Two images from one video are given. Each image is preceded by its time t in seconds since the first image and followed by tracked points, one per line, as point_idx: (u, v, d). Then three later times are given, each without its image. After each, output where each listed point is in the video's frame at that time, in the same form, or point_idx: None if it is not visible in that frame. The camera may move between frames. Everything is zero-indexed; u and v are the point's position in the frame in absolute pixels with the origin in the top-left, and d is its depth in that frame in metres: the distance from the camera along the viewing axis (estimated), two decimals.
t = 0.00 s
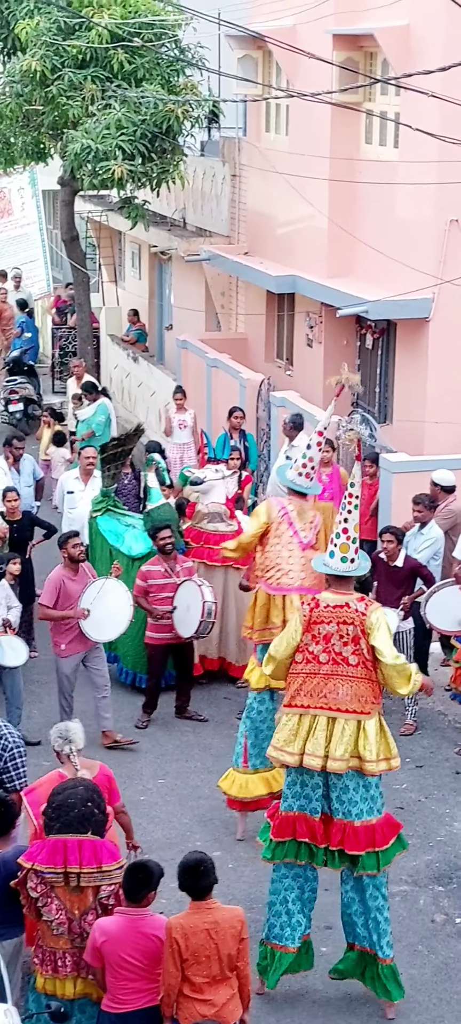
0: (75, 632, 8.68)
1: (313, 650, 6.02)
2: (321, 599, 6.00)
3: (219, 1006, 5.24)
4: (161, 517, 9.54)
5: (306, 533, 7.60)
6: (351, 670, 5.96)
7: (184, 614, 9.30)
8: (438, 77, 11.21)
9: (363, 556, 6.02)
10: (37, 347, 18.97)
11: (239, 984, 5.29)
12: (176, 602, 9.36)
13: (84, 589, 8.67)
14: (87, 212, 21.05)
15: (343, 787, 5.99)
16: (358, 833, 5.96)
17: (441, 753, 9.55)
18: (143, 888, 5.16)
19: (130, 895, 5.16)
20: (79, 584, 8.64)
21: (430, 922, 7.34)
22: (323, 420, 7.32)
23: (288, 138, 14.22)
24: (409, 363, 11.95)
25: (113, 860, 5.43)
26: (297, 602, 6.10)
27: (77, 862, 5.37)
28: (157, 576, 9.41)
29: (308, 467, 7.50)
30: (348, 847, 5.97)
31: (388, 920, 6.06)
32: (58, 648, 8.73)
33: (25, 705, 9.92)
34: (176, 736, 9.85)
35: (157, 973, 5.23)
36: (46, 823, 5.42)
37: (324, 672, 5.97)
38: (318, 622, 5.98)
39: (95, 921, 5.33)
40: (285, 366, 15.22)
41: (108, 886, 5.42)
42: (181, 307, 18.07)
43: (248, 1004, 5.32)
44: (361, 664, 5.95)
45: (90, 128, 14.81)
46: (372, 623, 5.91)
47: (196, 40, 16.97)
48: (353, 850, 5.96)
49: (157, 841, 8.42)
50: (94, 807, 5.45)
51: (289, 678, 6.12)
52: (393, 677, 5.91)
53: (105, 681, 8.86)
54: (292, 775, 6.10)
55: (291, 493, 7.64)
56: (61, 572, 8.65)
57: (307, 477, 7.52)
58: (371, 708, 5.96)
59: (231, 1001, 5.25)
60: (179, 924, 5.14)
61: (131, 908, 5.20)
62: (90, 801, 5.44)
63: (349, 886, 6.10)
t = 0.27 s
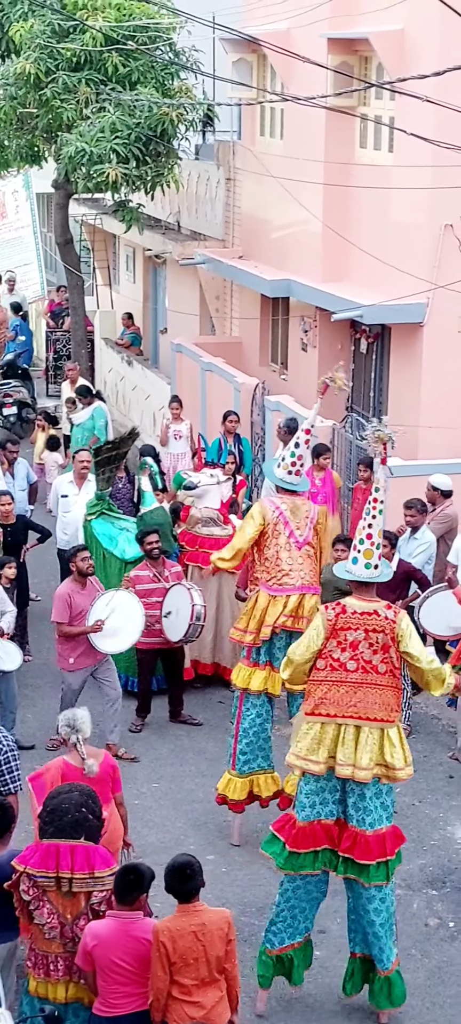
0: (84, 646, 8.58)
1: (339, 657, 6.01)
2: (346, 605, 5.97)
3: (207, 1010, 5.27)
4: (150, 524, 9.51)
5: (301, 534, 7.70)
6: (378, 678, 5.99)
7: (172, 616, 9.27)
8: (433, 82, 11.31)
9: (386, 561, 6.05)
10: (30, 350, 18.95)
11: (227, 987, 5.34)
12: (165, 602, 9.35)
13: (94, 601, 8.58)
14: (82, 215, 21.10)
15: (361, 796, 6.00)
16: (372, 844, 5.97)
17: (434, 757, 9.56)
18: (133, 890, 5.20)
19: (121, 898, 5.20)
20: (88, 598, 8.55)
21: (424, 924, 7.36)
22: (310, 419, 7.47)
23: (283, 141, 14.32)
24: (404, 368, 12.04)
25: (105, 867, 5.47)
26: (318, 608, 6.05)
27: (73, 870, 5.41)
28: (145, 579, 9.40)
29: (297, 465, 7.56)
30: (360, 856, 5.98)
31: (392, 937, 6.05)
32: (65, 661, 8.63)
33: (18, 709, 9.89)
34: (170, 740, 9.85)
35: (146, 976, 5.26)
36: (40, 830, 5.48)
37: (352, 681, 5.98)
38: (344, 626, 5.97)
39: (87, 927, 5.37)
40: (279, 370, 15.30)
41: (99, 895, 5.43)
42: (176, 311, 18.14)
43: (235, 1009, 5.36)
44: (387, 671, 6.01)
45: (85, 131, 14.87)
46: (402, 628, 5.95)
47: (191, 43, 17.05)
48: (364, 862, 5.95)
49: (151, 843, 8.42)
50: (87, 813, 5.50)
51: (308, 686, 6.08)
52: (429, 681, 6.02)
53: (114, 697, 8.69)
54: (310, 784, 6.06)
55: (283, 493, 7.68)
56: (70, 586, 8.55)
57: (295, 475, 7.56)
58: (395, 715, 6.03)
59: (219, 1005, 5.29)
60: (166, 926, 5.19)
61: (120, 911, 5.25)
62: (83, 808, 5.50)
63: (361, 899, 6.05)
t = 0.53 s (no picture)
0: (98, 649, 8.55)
1: (350, 666, 5.94)
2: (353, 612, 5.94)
3: (192, 1006, 5.27)
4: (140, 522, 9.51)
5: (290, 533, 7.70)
6: (389, 686, 5.98)
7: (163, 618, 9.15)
8: (427, 80, 11.61)
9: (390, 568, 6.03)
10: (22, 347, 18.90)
11: (212, 984, 5.34)
12: (155, 603, 9.19)
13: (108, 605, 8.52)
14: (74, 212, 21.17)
15: (375, 805, 6.00)
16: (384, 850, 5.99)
17: (425, 756, 9.58)
18: (124, 889, 5.14)
19: (111, 896, 5.15)
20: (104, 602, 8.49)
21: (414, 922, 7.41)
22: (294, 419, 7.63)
23: (276, 141, 14.50)
24: (395, 367, 12.43)
25: (96, 868, 5.48)
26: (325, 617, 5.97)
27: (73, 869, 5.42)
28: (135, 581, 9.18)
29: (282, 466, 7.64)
30: (374, 863, 6.00)
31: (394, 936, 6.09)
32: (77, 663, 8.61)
33: (9, 708, 9.85)
34: (161, 740, 9.84)
35: (133, 974, 5.21)
36: (35, 829, 5.48)
37: (366, 690, 5.94)
38: (353, 633, 5.92)
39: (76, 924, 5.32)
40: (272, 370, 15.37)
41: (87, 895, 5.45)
42: (167, 309, 18.24)
43: (219, 1004, 5.36)
44: (397, 679, 5.99)
45: (77, 129, 14.84)
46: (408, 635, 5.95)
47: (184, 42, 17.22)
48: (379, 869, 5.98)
49: (142, 843, 8.40)
50: (82, 813, 5.51)
51: (318, 698, 5.98)
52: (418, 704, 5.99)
53: (122, 700, 8.72)
54: (328, 801, 5.97)
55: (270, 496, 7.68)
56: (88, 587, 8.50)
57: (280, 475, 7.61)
58: (406, 724, 6.02)
59: (204, 1001, 5.29)
60: (153, 924, 5.15)
61: (110, 908, 5.20)
62: (78, 807, 5.50)
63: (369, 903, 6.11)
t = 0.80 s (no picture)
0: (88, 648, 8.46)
1: (330, 679, 5.86)
2: (325, 623, 5.84)
3: (170, 1005, 5.24)
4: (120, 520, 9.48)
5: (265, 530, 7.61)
6: (371, 691, 5.94)
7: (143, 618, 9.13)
8: (404, 79, 11.67)
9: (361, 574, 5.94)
10: None
11: (190, 983, 5.31)
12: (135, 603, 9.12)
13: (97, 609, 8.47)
14: (50, 209, 21.13)
15: (364, 811, 5.96)
16: (375, 853, 5.98)
17: (404, 753, 9.60)
18: (104, 890, 5.13)
19: (90, 897, 5.14)
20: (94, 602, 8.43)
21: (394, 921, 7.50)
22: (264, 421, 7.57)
23: (253, 139, 14.50)
24: (373, 365, 12.48)
25: (76, 869, 5.44)
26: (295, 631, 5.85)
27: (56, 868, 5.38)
28: (117, 581, 9.08)
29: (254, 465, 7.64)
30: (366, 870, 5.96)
31: (379, 933, 6.11)
32: (65, 664, 8.48)
33: None
34: (139, 739, 9.84)
35: (111, 974, 5.19)
36: (17, 830, 5.47)
37: (350, 699, 5.89)
38: (330, 645, 5.82)
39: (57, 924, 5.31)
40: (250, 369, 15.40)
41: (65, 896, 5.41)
42: (143, 308, 18.25)
43: (197, 1004, 5.34)
44: (378, 683, 5.95)
45: (53, 127, 14.81)
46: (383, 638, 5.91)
47: (160, 39, 17.19)
48: (372, 873, 5.96)
49: (121, 843, 8.39)
50: (62, 813, 5.50)
51: (302, 711, 5.89)
52: (401, 701, 6.01)
53: (103, 702, 8.66)
54: (324, 814, 5.87)
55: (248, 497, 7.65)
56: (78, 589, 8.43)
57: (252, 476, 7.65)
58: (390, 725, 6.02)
59: (181, 1000, 5.26)
60: (131, 923, 5.13)
61: (92, 908, 5.19)
62: (59, 808, 5.50)
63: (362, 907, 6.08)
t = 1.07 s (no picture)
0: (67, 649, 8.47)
1: (312, 688, 5.84)
2: (304, 631, 5.84)
3: (145, 1003, 5.23)
4: (92, 518, 9.44)
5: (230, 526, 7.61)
6: (356, 697, 5.93)
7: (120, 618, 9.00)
8: (370, 74, 11.71)
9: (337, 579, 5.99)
10: None
11: (164, 980, 5.30)
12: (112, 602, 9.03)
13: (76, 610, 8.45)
14: (17, 209, 21.08)
15: (352, 817, 5.93)
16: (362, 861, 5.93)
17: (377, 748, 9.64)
18: (80, 890, 5.12)
19: (67, 896, 5.13)
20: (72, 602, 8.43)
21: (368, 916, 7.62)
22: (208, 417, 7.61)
23: (220, 136, 14.48)
24: (345, 361, 12.52)
25: (51, 869, 5.44)
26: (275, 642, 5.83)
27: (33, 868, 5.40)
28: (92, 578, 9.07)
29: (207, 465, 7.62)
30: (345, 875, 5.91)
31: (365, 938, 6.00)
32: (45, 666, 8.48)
33: None
34: (112, 738, 9.84)
35: (87, 973, 5.18)
36: None
37: (336, 708, 5.87)
38: (311, 653, 5.82)
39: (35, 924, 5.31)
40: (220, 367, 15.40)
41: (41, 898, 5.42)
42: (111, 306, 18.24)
43: (173, 1001, 5.33)
44: (362, 688, 5.93)
45: (19, 126, 14.70)
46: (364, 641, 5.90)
47: (125, 36, 17.16)
48: (363, 880, 5.91)
49: (95, 841, 8.40)
50: (39, 813, 5.49)
51: (286, 724, 5.85)
52: (385, 707, 5.98)
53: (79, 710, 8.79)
54: (306, 824, 5.85)
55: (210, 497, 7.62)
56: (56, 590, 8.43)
57: (207, 476, 7.63)
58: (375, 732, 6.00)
59: (157, 999, 5.25)
60: (106, 921, 5.12)
61: (69, 909, 5.18)
62: (34, 808, 5.49)
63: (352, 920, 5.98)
